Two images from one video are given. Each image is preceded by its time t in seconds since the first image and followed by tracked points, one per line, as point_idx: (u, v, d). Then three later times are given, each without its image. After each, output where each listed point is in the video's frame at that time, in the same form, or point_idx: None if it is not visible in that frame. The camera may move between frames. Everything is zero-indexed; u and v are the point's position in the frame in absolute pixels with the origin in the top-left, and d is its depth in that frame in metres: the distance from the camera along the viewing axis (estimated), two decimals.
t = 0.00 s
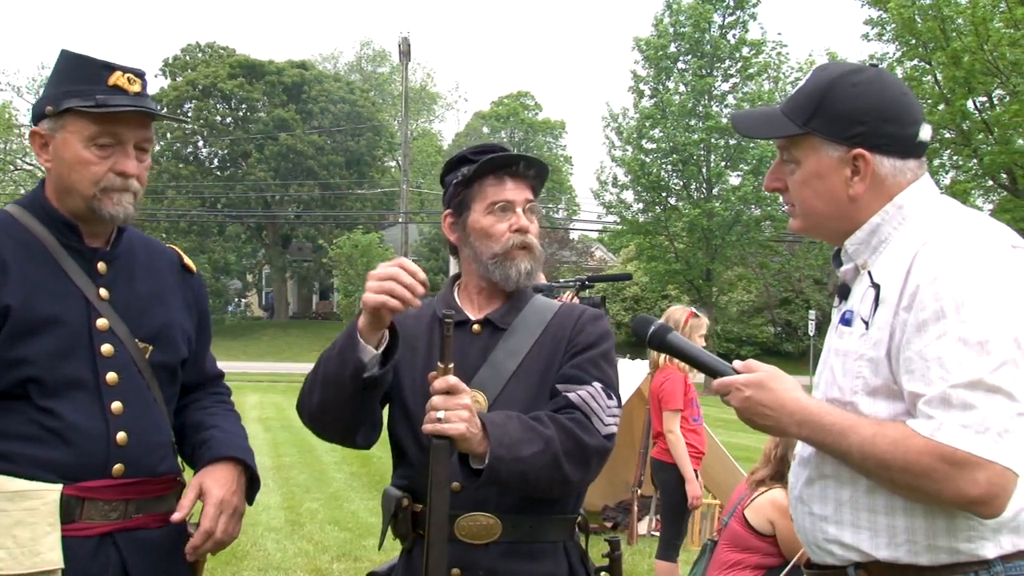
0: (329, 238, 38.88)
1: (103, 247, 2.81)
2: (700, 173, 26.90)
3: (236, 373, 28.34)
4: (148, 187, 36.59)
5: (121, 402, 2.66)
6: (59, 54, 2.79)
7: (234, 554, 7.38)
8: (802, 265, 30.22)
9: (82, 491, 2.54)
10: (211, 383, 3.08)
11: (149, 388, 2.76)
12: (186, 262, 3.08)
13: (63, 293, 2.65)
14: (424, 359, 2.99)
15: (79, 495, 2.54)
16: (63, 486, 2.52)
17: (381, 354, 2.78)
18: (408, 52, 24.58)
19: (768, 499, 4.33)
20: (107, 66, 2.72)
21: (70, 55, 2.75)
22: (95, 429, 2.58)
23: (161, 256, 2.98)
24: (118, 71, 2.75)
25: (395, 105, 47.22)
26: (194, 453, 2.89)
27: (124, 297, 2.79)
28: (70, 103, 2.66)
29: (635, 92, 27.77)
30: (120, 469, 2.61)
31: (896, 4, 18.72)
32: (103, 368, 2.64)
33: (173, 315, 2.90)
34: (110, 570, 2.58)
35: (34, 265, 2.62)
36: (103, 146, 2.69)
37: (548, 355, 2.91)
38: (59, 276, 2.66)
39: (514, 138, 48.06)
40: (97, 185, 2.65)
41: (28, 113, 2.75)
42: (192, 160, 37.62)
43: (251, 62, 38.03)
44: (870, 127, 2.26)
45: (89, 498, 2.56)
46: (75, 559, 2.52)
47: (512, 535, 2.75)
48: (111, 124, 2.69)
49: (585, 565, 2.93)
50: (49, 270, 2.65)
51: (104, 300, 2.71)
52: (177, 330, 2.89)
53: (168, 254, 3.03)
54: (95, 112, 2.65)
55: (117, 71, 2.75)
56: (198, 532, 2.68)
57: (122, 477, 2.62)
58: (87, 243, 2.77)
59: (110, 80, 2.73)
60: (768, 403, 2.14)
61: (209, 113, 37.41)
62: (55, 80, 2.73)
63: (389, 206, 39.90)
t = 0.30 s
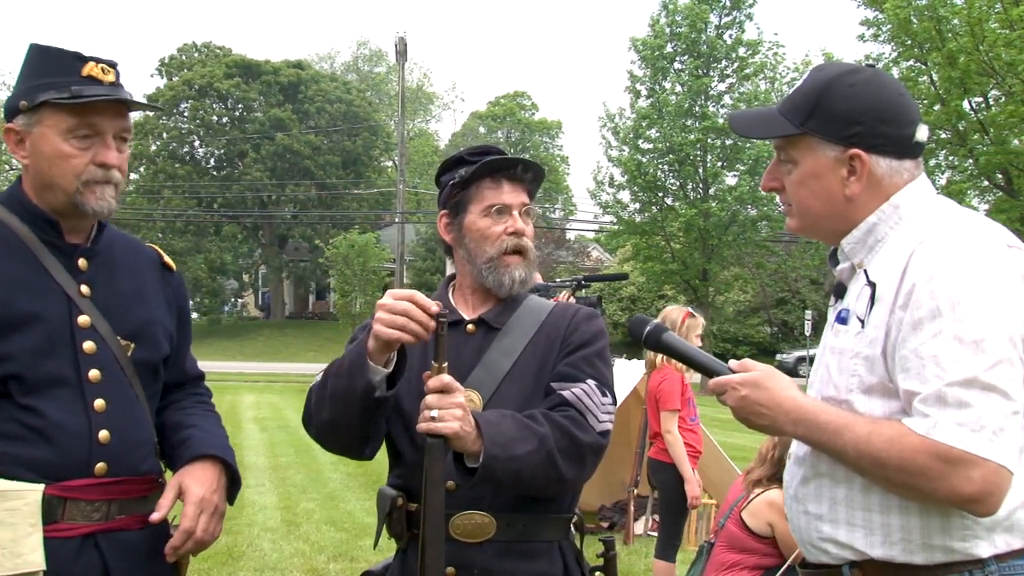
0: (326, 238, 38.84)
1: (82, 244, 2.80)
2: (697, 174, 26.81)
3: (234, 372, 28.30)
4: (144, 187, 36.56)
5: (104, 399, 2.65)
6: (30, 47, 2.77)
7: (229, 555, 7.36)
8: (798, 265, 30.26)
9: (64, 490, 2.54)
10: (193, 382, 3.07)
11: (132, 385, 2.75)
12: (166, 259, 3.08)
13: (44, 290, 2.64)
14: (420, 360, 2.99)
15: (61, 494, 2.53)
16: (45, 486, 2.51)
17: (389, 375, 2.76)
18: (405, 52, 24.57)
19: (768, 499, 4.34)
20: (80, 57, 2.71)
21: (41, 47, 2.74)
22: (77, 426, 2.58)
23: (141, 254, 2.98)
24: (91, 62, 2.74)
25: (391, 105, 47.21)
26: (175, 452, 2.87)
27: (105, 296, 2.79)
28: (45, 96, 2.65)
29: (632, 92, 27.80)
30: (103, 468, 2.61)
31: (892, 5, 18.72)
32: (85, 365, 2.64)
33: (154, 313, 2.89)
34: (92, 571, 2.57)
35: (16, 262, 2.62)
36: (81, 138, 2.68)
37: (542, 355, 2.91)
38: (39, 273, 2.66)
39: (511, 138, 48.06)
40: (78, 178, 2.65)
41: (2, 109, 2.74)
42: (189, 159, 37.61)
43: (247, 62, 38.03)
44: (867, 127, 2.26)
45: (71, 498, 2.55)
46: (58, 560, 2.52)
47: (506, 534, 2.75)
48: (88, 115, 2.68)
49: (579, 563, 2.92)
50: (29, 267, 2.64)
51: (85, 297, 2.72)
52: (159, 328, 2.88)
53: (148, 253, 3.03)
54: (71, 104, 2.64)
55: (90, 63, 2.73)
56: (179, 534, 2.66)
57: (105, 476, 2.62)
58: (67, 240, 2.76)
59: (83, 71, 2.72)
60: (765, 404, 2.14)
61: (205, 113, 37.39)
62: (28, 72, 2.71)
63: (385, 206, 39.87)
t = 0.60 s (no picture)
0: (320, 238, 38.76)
1: (47, 238, 2.80)
2: (690, 174, 26.86)
3: (228, 372, 28.25)
4: (137, 186, 36.50)
5: (75, 398, 2.66)
6: None
7: (222, 555, 7.35)
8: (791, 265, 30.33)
9: (33, 492, 2.53)
10: (158, 382, 3.07)
11: (101, 383, 2.76)
12: (132, 256, 3.08)
13: (12, 288, 2.64)
14: (413, 361, 2.99)
15: (30, 497, 2.52)
16: (14, 489, 2.50)
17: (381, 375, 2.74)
18: (398, 53, 24.59)
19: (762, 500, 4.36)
20: (42, 45, 2.70)
21: None
22: (46, 425, 2.58)
23: (106, 251, 2.97)
24: (54, 50, 2.74)
25: (385, 105, 47.19)
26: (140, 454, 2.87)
27: (73, 293, 2.78)
28: (9, 84, 2.64)
29: (625, 92, 27.82)
30: (73, 469, 2.61)
31: (884, 6, 18.76)
32: (54, 364, 2.64)
33: (122, 311, 2.90)
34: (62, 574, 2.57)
35: None
36: (48, 127, 2.68)
37: (535, 355, 2.91)
38: (6, 270, 2.65)
39: (504, 138, 48.05)
40: (47, 167, 2.65)
41: None
42: (182, 159, 37.53)
43: (240, 62, 38.03)
44: (859, 127, 2.27)
45: (41, 500, 2.54)
46: (28, 564, 2.50)
47: (499, 534, 2.75)
48: (54, 103, 2.68)
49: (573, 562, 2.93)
50: None
51: (52, 293, 2.71)
52: (128, 326, 2.89)
53: (114, 251, 3.02)
54: (35, 91, 2.63)
55: (53, 50, 2.73)
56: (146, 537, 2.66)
57: (75, 477, 2.62)
58: (32, 235, 2.76)
59: (46, 58, 2.71)
60: (758, 405, 2.15)
61: (198, 113, 37.34)
62: None
63: (379, 206, 39.82)
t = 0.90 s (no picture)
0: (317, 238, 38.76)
1: (13, 239, 2.76)
2: (686, 175, 26.86)
3: (226, 372, 28.31)
4: (135, 187, 36.53)
5: (43, 403, 2.60)
6: None
7: (221, 554, 7.41)
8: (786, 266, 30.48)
9: None
10: (124, 385, 3.04)
11: (69, 389, 2.71)
12: (98, 256, 3.02)
13: None
14: (417, 361, 3.06)
15: None
16: None
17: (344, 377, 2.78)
18: (396, 55, 24.66)
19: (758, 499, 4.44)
20: (9, 41, 2.68)
21: None
22: (14, 431, 2.52)
23: (73, 251, 2.92)
24: (21, 47, 2.71)
25: (382, 106, 47.28)
26: (104, 459, 2.82)
27: (39, 296, 2.74)
28: None
29: (621, 94, 27.92)
30: (40, 476, 2.55)
31: (878, 8, 18.81)
32: (23, 369, 2.59)
33: (90, 312, 2.85)
34: None
35: None
36: (18, 125, 2.67)
37: (535, 352, 2.99)
38: None
39: (500, 140, 48.14)
40: (18, 166, 2.63)
41: None
42: (179, 160, 37.55)
43: (237, 63, 38.08)
44: (837, 131, 2.35)
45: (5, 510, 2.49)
46: None
47: (499, 533, 2.83)
48: (24, 100, 2.67)
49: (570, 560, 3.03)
50: None
51: (19, 296, 2.67)
52: (95, 329, 2.84)
53: (80, 251, 2.97)
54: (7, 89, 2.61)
55: (20, 47, 2.71)
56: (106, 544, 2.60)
57: (43, 484, 2.57)
58: None
59: (13, 55, 2.69)
60: (753, 407, 2.23)
61: (196, 113, 37.38)
62: None
63: (376, 207, 39.88)
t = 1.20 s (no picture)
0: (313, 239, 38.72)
1: None
2: (679, 176, 27.02)
3: (221, 372, 28.31)
4: (132, 187, 36.59)
5: (24, 409, 2.68)
6: None
7: (218, 552, 7.49)
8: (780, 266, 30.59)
9: None
10: (97, 387, 3.14)
11: (47, 391, 2.79)
12: (72, 258, 3.11)
13: None
14: (415, 359, 3.14)
15: None
16: None
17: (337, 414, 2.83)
18: (392, 56, 24.73)
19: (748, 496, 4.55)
20: None
21: None
22: None
23: (47, 253, 3.00)
24: (7, 51, 2.77)
25: (378, 107, 47.35)
26: (78, 463, 2.90)
27: (19, 300, 2.81)
28: None
29: (616, 95, 28.01)
30: (21, 482, 2.63)
31: (870, 10, 18.81)
32: (5, 374, 2.65)
33: (67, 315, 2.94)
34: None
35: None
36: (8, 130, 2.73)
37: (530, 356, 3.07)
38: None
39: (496, 140, 48.19)
40: (9, 172, 2.71)
41: None
42: (176, 161, 37.62)
43: (234, 64, 38.14)
44: (836, 131, 2.44)
45: None
46: None
47: (488, 535, 2.91)
48: (14, 106, 2.74)
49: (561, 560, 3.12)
50: None
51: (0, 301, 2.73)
52: (73, 330, 2.94)
53: (54, 252, 3.05)
54: None
55: (6, 51, 2.76)
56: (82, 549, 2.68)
57: (23, 490, 2.64)
58: None
59: None
60: (748, 407, 2.31)
61: (193, 115, 37.47)
62: None
63: (372, 207, 39.87)
